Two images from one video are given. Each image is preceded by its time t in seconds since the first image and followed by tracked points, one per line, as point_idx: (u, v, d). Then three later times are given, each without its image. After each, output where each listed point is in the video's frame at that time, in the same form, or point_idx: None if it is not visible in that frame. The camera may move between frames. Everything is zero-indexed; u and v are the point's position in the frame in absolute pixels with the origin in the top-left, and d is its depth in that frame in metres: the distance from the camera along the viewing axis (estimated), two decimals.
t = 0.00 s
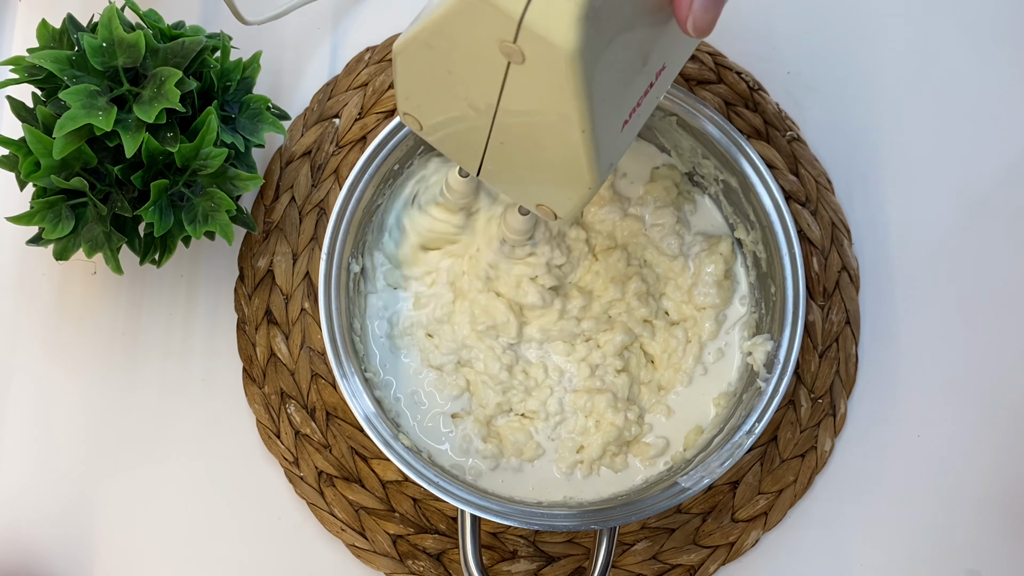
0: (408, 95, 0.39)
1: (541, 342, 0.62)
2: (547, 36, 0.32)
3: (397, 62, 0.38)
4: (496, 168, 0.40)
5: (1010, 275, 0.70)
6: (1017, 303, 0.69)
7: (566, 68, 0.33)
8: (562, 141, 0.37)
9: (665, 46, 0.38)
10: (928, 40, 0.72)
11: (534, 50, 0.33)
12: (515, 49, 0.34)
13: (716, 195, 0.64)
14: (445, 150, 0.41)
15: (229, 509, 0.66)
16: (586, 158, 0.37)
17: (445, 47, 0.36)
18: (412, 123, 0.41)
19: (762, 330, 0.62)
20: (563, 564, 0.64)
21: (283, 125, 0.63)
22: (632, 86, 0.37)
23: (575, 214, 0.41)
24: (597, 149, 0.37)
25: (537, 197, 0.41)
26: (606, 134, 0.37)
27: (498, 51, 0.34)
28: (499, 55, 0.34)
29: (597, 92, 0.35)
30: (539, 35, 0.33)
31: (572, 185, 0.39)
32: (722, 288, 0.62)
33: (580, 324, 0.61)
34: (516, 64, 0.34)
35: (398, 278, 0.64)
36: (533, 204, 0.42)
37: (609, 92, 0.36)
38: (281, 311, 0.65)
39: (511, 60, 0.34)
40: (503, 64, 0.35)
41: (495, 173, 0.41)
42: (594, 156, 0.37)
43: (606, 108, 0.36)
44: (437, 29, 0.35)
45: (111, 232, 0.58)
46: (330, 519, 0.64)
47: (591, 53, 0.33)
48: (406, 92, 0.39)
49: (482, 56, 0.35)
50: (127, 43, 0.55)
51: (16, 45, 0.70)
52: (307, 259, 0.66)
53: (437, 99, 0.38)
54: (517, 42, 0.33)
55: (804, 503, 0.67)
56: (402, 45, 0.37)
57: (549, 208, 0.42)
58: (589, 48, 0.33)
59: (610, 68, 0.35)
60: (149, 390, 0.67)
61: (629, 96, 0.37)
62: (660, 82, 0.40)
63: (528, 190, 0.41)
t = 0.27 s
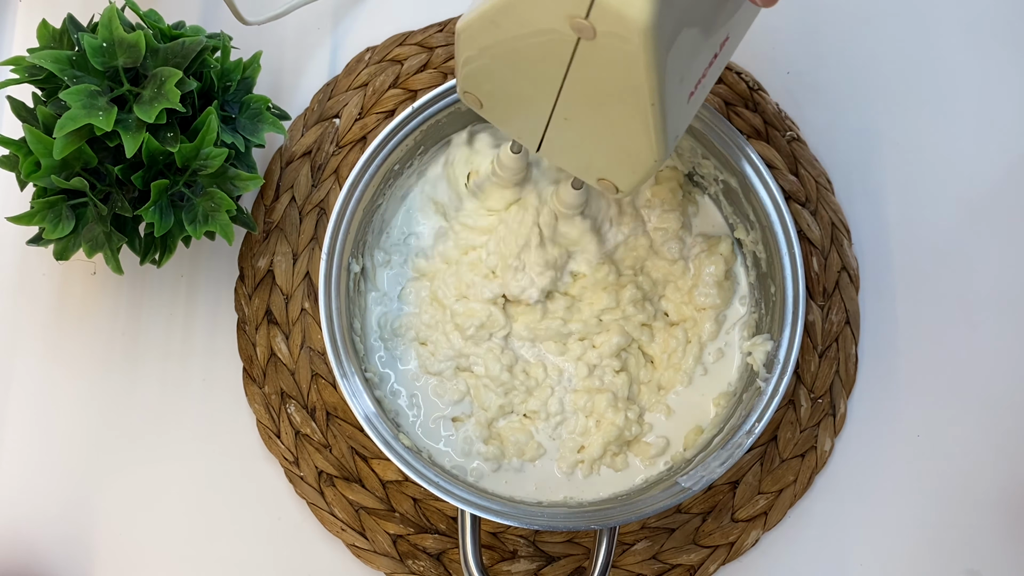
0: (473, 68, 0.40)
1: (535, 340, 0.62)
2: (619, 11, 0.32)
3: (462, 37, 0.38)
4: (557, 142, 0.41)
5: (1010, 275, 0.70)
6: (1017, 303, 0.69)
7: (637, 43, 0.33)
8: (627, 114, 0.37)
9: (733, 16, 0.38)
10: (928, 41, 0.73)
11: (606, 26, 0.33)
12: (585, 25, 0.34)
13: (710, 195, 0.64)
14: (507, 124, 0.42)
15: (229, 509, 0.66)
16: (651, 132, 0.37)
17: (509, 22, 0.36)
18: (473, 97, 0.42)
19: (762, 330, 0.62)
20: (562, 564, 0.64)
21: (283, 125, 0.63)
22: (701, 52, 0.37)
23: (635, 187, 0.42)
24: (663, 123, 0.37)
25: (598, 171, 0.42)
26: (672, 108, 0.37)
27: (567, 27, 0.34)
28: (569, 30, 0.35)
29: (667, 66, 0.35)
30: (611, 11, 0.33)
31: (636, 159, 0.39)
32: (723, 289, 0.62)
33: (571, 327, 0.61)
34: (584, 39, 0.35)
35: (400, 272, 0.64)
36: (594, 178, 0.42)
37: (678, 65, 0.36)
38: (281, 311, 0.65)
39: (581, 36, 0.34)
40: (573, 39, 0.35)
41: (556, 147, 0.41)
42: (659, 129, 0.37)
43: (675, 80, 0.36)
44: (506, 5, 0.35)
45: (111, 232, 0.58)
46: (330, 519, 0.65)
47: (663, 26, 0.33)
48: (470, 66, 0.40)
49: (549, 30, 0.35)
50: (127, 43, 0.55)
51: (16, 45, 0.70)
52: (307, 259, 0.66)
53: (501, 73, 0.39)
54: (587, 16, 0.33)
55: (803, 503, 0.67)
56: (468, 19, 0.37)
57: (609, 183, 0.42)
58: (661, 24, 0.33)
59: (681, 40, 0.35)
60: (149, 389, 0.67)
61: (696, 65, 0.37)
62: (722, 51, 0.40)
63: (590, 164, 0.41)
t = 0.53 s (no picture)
0: (536, 72, 0.40)
1: (531, 339, 0.62)
2: (693, 8, 0.33)
3: (525, 43, 0.39)
4: (622, 141, 0.41)
5: (1011, 275, 0.70)
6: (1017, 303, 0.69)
7: (710, 39, 0.34)
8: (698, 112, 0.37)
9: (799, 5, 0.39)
10: (929, 41, 0.72)
11: (679, 23, 0.34)
12: (657, 23, 0.35)
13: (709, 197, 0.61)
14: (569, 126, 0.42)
15: (229, 509, 0.66)
16: (721, 127, 0.37)
17: (577, 25, 0.37)
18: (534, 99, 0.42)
19: (762, 330, 0.62)
20: (562, 564, 0.64)
21: (283, 125, 0.63)
22: (771, 45, 0.37)
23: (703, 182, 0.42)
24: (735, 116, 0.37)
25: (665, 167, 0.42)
26: (743, 102, 0.37)
27: (639, 27, 0.35)
28: (640, 30, 0.35)
29: (739, 60, 0.35)
30: (684, 10, 0.33)
31: (705, 156, 0.39)
32: (728, 298, 0.62)
33: (565, 328, 0.61)
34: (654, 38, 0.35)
35: (399, 265, 0.64)
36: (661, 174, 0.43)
37: (749, 60, 0.36)
38: (281, 311, 0.65)
39: (652, 35, 0.35)
40: (643, 39, 0.36)
41: (622, 145, 0.42)
42: (731, 123, 0.37)
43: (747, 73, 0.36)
44: (573, 8, 0.36)
45: (111, 232, 0.58)
46: (330, 519, 0.65)
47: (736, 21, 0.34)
48: (532, 70, 0.40)
49: (620, 31, 0.36)
50: (127, 43, 0.55)
51: (16, 45, 0.70)
52: (307, 260, 0.66)
53: (566, 75, 0.39)
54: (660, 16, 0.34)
55: (803, 503, 0.67)
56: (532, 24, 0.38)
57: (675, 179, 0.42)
58: (734, 19, 0.34)
59: (750, 34, 0.35)
60: (149, 389, 0.67)
61: (766, 57, 0.38)
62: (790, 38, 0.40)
63: (655, 161, 0.42)
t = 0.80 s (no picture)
0: (591, 111, 0.40)
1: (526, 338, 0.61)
2: (755, 43, 0.33)
3: (581, 83, 0.39)
4: (679, 174, 0.41)
5: (1011, 275, 0.70)
6: (1017, 303, 0.69)
7: (773, 71, 0.34)
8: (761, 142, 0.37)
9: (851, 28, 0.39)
10: (928, 41, 0.73)
11: (739, 58, 0.34)
12: (717, 59, 0.35)
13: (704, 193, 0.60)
14: (626, 160, 0.43)
15: (229, 509, 0.66)
16: (782, 155, 0.37)
17: (633, 63, 0.37)
18: (589, 138, 0.42)
19: (762, 330, 0.62)
20: (562, 564, 0.64)
21: (283, 125, 0.63)
22: (828, 73, 0.38)
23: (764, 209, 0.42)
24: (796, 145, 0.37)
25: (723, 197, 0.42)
26: (804, 130, 0.37)
27: (698, 64, 0.35)
28: (699, 66, 0.35)
29: (800, 91, 0.35)
30: (746, 45, 0.34)
31: (766, 184, 0.39)
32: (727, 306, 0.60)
33: (557, 329, 0.60)
34: (714, 73, 0.35)
35: (398, 262, 0.64)
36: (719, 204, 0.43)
37: (810, 86, 0.36)
38: (281, 311, 0.65)
39: (711, 71, 0.35)
40: (702, 75, 0.36)
41: (679, 178, 0.42)
42: (792, 151, 0.37)
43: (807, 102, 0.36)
44: (630, 49, 0.36)
45: (111, 232, 0.58)
46: (330, 519, 0.65)
47: (797, 52, 0.34)
48: (587, 109, 0.41)
49: (677, 68, 0.36)
50: (127, 43, 0.55)
51: (16, 45, 0.70)
52: (307, 260, 0.66)
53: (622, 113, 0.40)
54: (720, 52, 0.34)
55: (803, 503, 0.67)
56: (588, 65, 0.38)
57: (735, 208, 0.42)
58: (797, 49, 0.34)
59: (810, 63, 0.35)
60: (149, 389, 0.67)
61: (823, 84, 0.38)
62: (845, 62, 0.40)
63: (715, 192, 0.42)
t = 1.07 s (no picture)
0: (584, 157, 0.39)
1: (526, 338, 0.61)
2: (746, 90, 0.32)
3: (571, 131, 0.38)
4: (676, 220, 0.40)
5: (1012, 275, 0.70)
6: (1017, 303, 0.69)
7: (767, 119, 0.32)
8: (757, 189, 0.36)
9: (845, 75, 0.38)
10: (928, 41, 0.73)
11: (730, 106, 0.32)
12: (707, 105, 0.33)
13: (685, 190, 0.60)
14: (621, 207, 0.41)
15: (229, 508, 0.66)
16: (777, 201, 0.36)
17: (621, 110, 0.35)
18: (583, 184, 0.41)
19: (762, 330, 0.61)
20: (563, 564, 0.64)
21: (283, 125, 0.63)
22: (824, 117, 0.36)
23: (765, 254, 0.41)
24: (795, 192, 0.36)
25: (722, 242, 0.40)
26: (801, 177, 0.36)
27: (688, 111, 0.34)
28: (688, 114, 0.34)
29: (796, 138, 0.34)
30: (737, 92, 0.32)
31: (764, 229, 0.38)
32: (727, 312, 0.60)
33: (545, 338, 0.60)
34: (707, 120, 0.34)
35: (398, 260, 0.64)
36: (717, 250, 0.41)
37: (806, 131, 0.35)
38: (281, 311, 0.65)
39: (701, 118, 0.34)
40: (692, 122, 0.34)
41: (675, 224, 0.40)
42: (787, 197, 0.36)
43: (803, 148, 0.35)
44: (617, 98, 0.35)
45: (111, 232, 0.58)
46: (330, 519, 0.65)
47: (792, 98, 0.32)
48: (580, 155, 0.39)
49: (667, 116, 0.34)
50: (127, 43, 0.55)
51: (16, 45, 0.70)
52: (307, 260, 0.66)
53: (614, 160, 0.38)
54: (711, 99, 0.33)
55: (803, 503, 0.67)
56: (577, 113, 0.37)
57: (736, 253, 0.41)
58: (791, 95, 0.32)
59: (806, 110, 0.34)
60: (149, 389, 0.67)
61: (819, 129, 0.36)
62: (840, 107, 0.39)
63: (713, 238, 0.40)
